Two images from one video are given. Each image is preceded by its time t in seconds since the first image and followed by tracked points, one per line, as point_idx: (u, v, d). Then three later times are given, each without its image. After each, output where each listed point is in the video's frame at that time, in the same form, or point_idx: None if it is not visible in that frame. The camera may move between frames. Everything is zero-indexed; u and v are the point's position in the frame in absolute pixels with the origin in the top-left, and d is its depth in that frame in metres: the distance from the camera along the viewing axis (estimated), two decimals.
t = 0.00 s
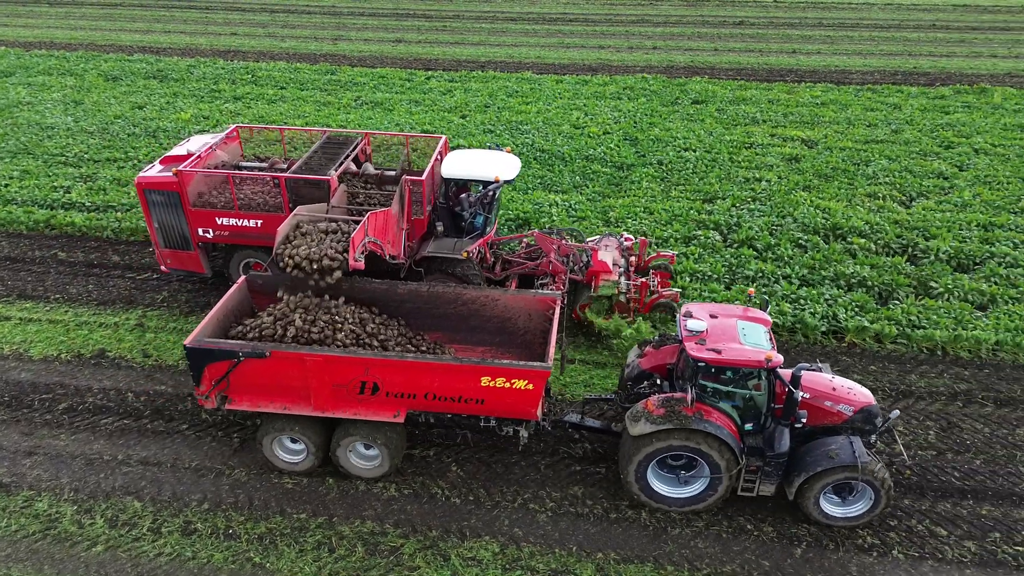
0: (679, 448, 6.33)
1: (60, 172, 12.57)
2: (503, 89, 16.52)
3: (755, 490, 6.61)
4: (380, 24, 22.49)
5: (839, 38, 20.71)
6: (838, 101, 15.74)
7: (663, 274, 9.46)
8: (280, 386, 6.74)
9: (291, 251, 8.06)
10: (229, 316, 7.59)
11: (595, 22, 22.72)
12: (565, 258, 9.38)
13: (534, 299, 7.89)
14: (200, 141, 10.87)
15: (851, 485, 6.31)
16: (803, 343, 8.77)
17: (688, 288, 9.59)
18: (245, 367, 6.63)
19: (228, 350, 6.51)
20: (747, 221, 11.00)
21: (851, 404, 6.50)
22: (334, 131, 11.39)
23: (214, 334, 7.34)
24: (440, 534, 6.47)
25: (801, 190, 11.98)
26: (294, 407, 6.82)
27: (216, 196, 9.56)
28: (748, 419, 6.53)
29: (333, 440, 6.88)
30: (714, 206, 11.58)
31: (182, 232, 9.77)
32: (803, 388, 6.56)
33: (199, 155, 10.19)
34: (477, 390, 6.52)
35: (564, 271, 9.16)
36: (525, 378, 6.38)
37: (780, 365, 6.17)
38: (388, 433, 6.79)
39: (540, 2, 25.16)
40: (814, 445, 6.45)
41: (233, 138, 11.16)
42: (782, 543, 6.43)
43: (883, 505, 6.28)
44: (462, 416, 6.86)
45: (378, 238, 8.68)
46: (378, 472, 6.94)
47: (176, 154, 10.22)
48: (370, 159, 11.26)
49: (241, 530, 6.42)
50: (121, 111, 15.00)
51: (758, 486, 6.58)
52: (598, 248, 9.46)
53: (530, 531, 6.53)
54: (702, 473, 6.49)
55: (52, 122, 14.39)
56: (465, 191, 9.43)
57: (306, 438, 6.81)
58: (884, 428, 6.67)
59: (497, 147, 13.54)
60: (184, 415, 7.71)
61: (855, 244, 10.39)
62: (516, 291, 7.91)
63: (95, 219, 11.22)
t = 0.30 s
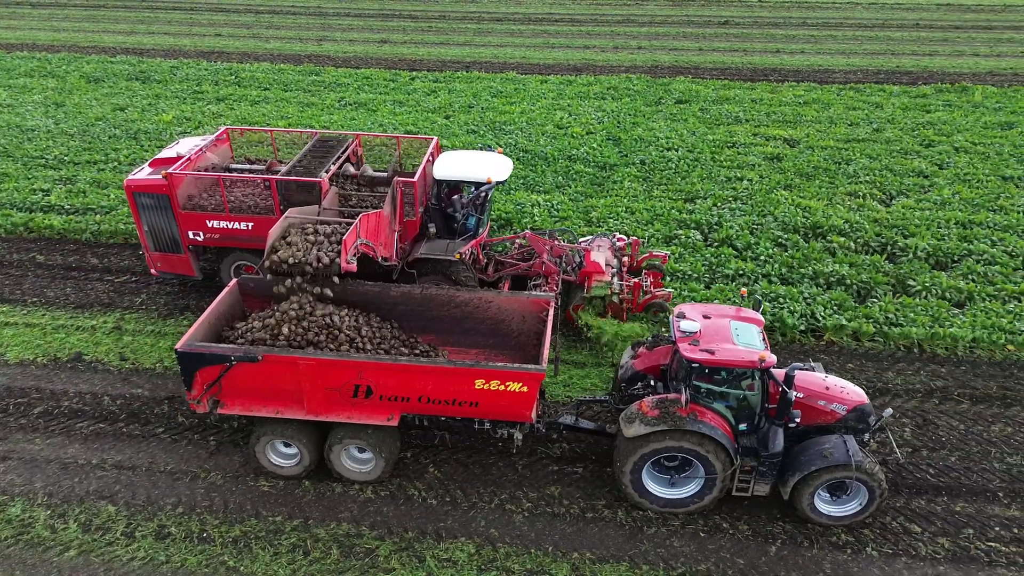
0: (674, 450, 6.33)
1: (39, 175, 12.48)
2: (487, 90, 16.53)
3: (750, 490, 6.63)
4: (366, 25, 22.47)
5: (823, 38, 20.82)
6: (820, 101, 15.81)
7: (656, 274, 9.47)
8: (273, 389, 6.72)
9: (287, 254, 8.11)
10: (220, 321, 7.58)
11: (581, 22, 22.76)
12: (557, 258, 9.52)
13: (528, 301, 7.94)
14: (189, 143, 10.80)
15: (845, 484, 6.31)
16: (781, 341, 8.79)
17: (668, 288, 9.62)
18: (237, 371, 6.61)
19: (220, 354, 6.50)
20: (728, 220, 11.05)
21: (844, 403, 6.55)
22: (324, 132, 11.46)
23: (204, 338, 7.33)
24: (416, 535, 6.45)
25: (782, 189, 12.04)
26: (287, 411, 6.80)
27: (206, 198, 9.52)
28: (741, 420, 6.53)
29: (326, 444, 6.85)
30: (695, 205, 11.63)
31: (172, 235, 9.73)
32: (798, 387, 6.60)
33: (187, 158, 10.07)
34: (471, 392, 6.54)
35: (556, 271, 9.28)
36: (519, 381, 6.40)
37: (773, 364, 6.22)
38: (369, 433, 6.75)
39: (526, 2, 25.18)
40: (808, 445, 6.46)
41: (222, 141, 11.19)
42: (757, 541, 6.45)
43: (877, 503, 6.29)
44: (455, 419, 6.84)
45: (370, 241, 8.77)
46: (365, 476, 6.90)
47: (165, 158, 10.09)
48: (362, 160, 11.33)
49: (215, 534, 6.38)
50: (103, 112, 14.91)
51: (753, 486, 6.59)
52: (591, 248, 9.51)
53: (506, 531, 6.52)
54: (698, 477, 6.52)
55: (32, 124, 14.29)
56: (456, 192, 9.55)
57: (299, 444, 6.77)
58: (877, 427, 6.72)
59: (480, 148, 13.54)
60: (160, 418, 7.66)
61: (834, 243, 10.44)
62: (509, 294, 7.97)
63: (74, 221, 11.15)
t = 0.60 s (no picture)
0: (670, 452, 6.32)
1: (25, 175, 12.46)
2: (477, 90, 16.52)
3: (745, 492, 6.62)
4: (358, 25, 22.46)
5: (815, 37, 20.82)
6: (809, 100, 15.81)
7: (651, 275, 9.56)
8: (267, 391, 6.71)
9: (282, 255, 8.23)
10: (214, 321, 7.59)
11: (573, 22, 22.75)
12: (553, 259, 9.52)
13: (523, 302, 7.95)
14: (184, 143, 10.81)
15: (840, 485, 6.30)
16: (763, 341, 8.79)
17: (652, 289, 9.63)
18: (231, 372, 6.60)
19: (213, 355, 6.48)
20: (713, 220, 11.05)
21: (838, 404, 6.57)
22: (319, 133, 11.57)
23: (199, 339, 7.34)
24: (391, 536, 6.43)
25: (768, 189, 12.04)
26: (281, 413, 6.78)
27: (200, 199, 9.56)
28: (737, 421, 6.53)
29: (321, 446, 6.83)
30: (681, 205, 11.63)
31: (167, 236, 9.74)
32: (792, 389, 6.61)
33: (182, 158, 9.99)
34: (465, 394, 6.54)
35: (551, 272, 9.27)
36: (513, 383, 6.40)
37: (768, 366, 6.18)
38: (350, 433, 6.75)
39: (519, 2, 25.17)
40: (803, 446, 6.45)
41: (216, 141, 11.17)
42: (732, 541, 6.46)
43: (873, 504, 6.27)
44: (449, 422, 6.83)
45: (364, 241, 8.87)
46: (348, 477, 6.91)
47: (160, 158, 10.06)
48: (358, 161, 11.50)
49: (190, 535, 6.36)
50: (90, 113, 14.89)
51: (748, 488, 6.57)
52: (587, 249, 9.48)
53: (482, 532, 6.51)
54: (693, 482, 6.51)
55: (20, 124, 14.28)
56: (451, 193, 9.55)
57: (293, 446, 6.75)
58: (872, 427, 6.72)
59: (467, 148, 13.54)
60: (139, 418, 7.65)
61: (819, 243, 10.45)
62: (504, 295, 7.98)
63: (58, 222, 11.13)
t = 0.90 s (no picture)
0: (657, 452, 6.32)
1: (8, 175, 12.45)
2: (465, 90, 16.52)
3: (732, 494, 6.60)
4: (349, 25, 22.46)
5: (805, 37, 20.82)
6: (796, 100, 15.81)
7: (643, 275, 9.47)
8: (254, 392, 6.71)
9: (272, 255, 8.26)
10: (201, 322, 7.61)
11: (564, 22, 22.75)
12: (544, 259, 9.52)
13: (512, 304, 7.98)
14: (175, 143, 10.91)
15: (826, 487, 6.30)
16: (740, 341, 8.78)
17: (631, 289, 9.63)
18: (217, 374, 6.60)
19: (199, 356, 6.48)
20: (695, 220, 11.05)
21: (826, 405, 6.51)
22: (309, 133, 11.62)
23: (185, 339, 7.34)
24: (360, 536, 6.42)
25: (751, 189, 12.04)
26: (267, 414, 6.79)
27: (190, 200, 9.59)
28: (724, 421, 6.53)
29: (307, 447, 6.82)
30: (664, 205, 11.63)
31: (157, 237, 9.79)
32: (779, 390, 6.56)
33: (172, 158, 10.03)
34: (453, 396, 6.54)
35: (542, 272, 9.32)
36: (500, 385, 6.41)
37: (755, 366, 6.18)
38: (323, 433, 6.77)
39: (511, 2, 25.16)
40: (789, 446, 6.45)
41: (207, 141, 11.21)
42: (700, 541, 6.45)
43: (858, 507, 6.26)
44: (437, 423, 6.81)
45: (353, 242, 8.92)
46: (326, 476, 6.89)
47: (150, 158, 10.06)
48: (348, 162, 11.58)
49: (158, 535, 6.36)
50: (77, 112, 14.88)
51: (736, 489, 6.55)
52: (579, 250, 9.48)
53: (450, 532, 6.50)
54: (677, 486, 6.53)
55: (6, 124, 14.27)
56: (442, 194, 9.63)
57: (280, 446, 6.75)
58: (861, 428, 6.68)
59: (452, 147, 13.54)
60: (112, 419, 7.65)
61: (799, 243, 10.45)
62: (493, 296, 8.02)
63: (40, 222, 11.13)
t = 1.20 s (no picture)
0: (637, 454, 6.31)
1: None
2: (449, 89, 16.52)
3: (713, 495, 6.59)
4: (338, 25, 22.45)
5: (793, 37, 20.81)
6: (781, 100, 15.80)
7: (631, 275, 9.48)
8: (233, 393, 6.68)
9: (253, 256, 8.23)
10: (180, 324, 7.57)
11: (553, 22, 22.75)
12: (532, 260, 9.49)
13: (495, 304, 8.07)
14: (161, 143, 10.93)
15: (806, 488, 6.30)
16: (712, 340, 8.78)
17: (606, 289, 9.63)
18: (196, 375, 6.57)
19: (177, 358, 6.45)
20: (672, 220, 11.05)
21: (807, 407, 6.54)
22: (296, 133, 11.64)
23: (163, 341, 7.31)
24: (321, 536, 6.41)
25: (730, 189, 12.04)
26: (247, 415, 6.75)
27: (176, 200, 9.58)
28: (705, 423, 6.49)
29: (289, 449, 6.80)
30: (642, 205, 11.63)
31: (142, 237, 9.77)
32: (759, 391, 6.62)
33: (158, 158, 10.10)
34: (433, 397, 6.52)
35: (530, 273, 9.28)
36: (480, 385, 6.40)
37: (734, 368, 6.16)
38: (300, 434, 6.78)
39: (501, 2, 25.16)
40: (769, 447, 6.44)
41: (193, 141, 11.24)
42: (662, 541, 6.45)
43: (837, 510, 6.24)
44: (419, 424, 6.81)
45: (336, 243, 8.90)
46: (301, 471, 6.86)
47: (134, 158, 10.10)
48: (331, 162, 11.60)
49: (119, 535, 6.34)
50: (60, 112, 14.86)
51: (716, 490, 6.55)
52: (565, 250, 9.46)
53: (412, 532, 6.48)
54: (653, 491, 6.54)
55: None
56: (427, 193, 9.65)
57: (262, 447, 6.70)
58: (842, 431, 6.68)
59: (434, 147, 13.54)
60: (79, 419, 7.64)
61: (776, 242, 10.44)
62: (475, 296, 8.09)
63: (17, 222, 11.12)
